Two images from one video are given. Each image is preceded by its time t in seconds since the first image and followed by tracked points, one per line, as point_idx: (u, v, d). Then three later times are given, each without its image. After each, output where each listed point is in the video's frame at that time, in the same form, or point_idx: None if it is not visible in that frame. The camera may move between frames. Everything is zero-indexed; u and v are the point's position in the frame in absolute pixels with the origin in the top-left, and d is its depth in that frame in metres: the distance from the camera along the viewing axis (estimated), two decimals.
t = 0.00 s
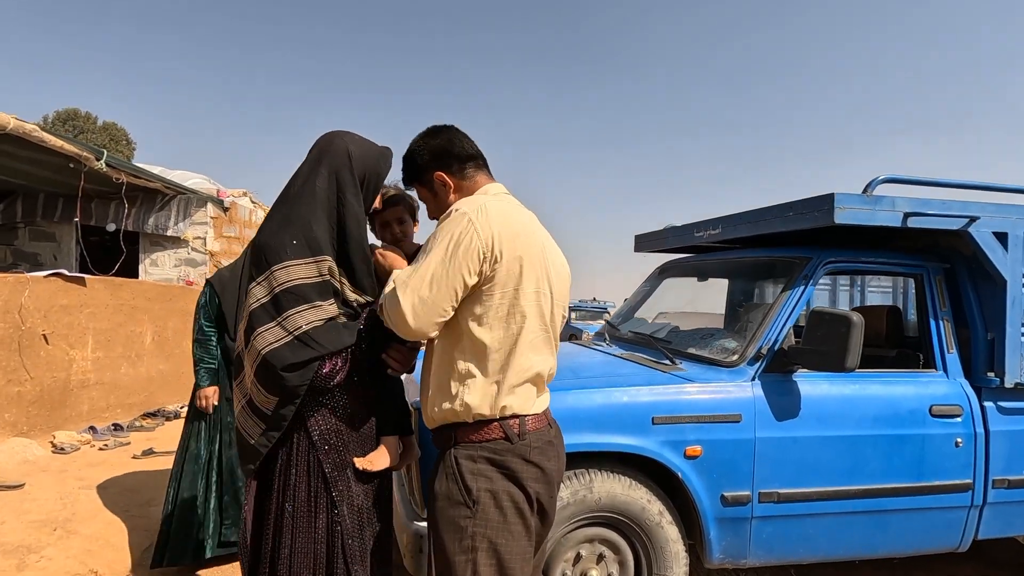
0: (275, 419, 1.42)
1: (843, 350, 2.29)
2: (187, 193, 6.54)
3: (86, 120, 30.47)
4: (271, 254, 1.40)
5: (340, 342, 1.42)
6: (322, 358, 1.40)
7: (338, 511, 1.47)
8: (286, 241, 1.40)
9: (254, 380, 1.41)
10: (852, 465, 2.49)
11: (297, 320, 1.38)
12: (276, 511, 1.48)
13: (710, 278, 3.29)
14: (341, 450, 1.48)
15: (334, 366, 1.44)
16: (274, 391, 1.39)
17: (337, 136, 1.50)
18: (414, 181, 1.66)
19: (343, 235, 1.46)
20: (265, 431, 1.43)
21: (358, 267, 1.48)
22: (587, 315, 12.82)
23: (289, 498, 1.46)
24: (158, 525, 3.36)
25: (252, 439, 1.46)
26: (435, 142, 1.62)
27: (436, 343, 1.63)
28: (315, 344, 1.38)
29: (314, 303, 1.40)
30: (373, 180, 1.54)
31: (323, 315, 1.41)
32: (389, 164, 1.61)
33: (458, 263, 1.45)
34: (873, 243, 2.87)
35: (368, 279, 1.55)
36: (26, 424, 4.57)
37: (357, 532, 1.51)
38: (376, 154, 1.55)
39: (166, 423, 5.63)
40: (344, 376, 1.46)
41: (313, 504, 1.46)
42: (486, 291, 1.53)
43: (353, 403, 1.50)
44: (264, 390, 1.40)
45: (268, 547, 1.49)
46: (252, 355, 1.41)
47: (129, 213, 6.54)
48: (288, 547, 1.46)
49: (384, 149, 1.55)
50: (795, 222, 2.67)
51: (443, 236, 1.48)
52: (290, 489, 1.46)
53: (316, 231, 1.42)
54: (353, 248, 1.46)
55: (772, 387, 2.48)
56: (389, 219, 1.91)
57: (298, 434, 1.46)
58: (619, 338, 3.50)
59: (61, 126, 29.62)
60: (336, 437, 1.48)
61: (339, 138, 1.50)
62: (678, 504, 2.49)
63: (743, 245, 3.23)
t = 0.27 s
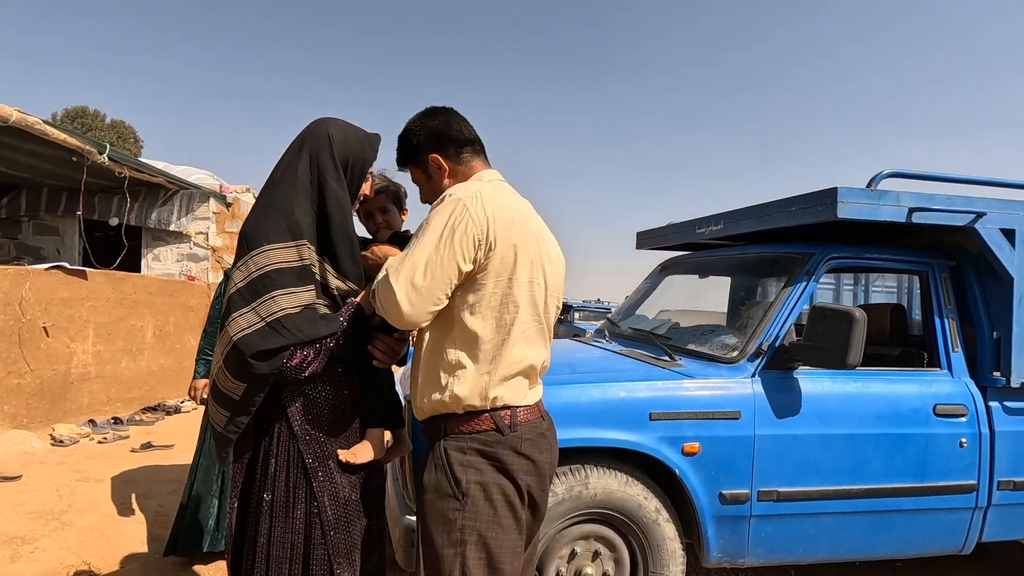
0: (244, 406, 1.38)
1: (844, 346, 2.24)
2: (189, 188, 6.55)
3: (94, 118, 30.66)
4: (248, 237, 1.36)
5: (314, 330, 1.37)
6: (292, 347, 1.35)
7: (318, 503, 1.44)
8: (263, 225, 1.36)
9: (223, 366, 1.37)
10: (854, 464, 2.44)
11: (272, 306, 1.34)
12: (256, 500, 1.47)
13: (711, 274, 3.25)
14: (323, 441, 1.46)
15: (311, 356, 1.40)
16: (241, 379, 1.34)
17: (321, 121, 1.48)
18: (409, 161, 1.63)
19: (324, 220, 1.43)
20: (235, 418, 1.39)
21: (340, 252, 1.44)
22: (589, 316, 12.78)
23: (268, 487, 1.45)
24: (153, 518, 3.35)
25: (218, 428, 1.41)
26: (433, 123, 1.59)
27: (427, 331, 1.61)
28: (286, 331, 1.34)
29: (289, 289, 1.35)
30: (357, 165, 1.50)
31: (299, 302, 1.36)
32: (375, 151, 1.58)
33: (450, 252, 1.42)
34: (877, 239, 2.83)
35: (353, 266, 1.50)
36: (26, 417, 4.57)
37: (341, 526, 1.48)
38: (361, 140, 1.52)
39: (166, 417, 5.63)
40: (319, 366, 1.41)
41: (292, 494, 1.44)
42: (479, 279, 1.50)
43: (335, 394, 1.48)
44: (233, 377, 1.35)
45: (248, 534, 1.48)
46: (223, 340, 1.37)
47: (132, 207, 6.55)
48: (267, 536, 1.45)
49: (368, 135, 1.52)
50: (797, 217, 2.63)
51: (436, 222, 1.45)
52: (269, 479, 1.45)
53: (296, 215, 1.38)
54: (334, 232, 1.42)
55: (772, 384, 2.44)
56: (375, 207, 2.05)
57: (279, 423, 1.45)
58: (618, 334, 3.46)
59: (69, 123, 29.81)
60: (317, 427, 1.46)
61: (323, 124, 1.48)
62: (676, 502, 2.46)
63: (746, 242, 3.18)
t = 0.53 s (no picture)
0: (226, 406, 1.36)
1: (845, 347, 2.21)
2: (190, 185, 6.55)
3: (100, 116, 30.78)
4: (225, 228, 1.37)
5: (296, 327, 1.34)
6: (272, 344, 1.32)
7: (305, 504, 1.42)
8: (238, 214, 1.37)
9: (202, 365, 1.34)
10: (854, 469, 2.41)
11: (252, 301, 1.32)
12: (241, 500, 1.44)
13: (711, 275, 3.21)
14: (310, 441, 1.43)
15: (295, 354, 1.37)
16: (221, 378, 1.31)
17: (297, 111, 1.48)
18: (405, 148, 1.60)
19: (302, 209, 1.42)
20: (220, 418, 1.38)
21: (316, 240, 1.41)
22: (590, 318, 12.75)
23: (254, 487, 1.43)
24: (148, 515, 3.33)
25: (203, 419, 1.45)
26: (432, 110, 1.56)
27: (416, 327, 1.58)
28: (265, 327, 1.31)
29: (268, 281, 1.33)
30: (335, 153, 1.49)
31: (281, 296, 1.34)
32: (357, 139, 1.56)
33: (439, 244, 1.39)
34: (879, 241, 2.79)
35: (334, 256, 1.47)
36: (22, 412, 4.57)
37: (330, 527, 1.46)
38: (338, 127, 1.50)
39: (164, 414, 5.62)
40: (302, 363, 1.38)
41: (278, 495, 1.42)
42: (468, 275, 1.48)
43: (323, 393, 1.45)
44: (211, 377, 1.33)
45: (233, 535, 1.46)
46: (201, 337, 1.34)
47: (134, 204, 6.56)
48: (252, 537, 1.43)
49: (345, 121, 1.50)
50: (799, 217, 2.59)
51: (426, 215, 1.42)
52: (255, 479, 1.43)
53: (271, 205, 1.38)
54: (309, 219, 1.40)
55: (772, 386, 2.40)
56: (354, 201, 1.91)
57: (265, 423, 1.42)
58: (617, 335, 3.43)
59: (74, 121, 29.91)
60: (304, 427, 1.43)
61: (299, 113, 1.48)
62: (673, 505, 2.42)
63: (746, 242, 3.15)
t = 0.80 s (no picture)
0: (202, 408, 1.35)
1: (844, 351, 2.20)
2: (191, 184, 6.55)
3: (103, 116, 30.84)
4: (202, 220, 1.34)
5: (278, 323, 1.33)
6: (251, 341, 1.31)
7: (278, 508, 1.42)
8: (216, 205, 1.34)
9: (175, 365, 1.33)
10: (853, 473, 2.39)
11: (228, 297, 1.30)
12: (208, 505, 1.42)
13: (710, 278, 3.20)
14: (287, 443, 1.44)
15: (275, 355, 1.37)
16: (197, 379, 1.30)
17: (276, 97, 1.44)
18: (400, 143, 1.59)
19: (281, 200, 1.39)
20: (193, 423, 1.36)
21: (297, 231, 1.39)
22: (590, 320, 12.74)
23: (224, 493, 1.41)
24: (143, 514, 3.32)
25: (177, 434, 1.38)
26: (430, 106, 1.54)
27: (409, 328, 1.58)
28: (244, 324, 1.29)
29: (245, 276, 1.32)
30: (317, 141, 1.46)
31: (257, 291, 1.33)
32: (338, 127, 1.53)
33: (432, 245, 1.39)
34: (879, 244, 2.78)
35: (316, 249, 1.46)
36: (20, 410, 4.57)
37: (302, 532, 1.46)
38: (319, 114, 1.48)
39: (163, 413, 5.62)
40: (281, 359, 1.37)
41: (251, 500, 1.41)
42: (462, 277, 1.47)
43: (302, 394, 1.47)
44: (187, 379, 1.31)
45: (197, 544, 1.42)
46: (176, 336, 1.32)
47: (134, 203, 6.56)
48: (219, 544, 1.40)
49: (326, 108, 1.47)
50: (799, 220, 2.58)
51: (419, 216, 1.42)
52: (225, 484, 1.41)
53: (250, 197, 1.36)
54: (290, 210, 1.37)
55: (771, 390, 2.39)
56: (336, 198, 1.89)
57: (240, 425, 1.41)
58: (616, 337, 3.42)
59: (77, 120, 29.97)
60: (282, 429, 1.43)
61: (278, 99, 1.45)
62: (670, 509, 2.41)
63: (746, 245, 3.15)
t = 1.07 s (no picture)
0: (177, 404, 1.34)
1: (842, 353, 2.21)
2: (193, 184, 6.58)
3: (104, 115, 30.87)
4: (184, 210, 1.33)
5: (260, 317, 1.33)
6: (233, 335, 1.30)
7: (257, 508, 1.43)
8: (199, 196, 1.33)
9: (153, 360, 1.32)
10: (850, 475, 2.40)
11: (207, 290, 1.29)
12: (182, 504, 1.41)
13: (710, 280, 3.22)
14: (266, 442, 1.45)
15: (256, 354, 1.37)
16: (174, 376, 1.30)
17: (266, 87, 1.44)
18: (397, 139, 1.58)
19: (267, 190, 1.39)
20: (168, 418, 1.35)
21: (280, 223, 1.38)
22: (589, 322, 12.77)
23: (202, 493, 1.41)
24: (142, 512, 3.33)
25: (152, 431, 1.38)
26: (429, 102, 1.54)
27: (411, 328, 1.59)
28: (225, 318, 1.29)
29: (224, 270, 1.30)
30: (306, 133, 1.46)
31: (238, 285, 1.32)
32: (328, 117, 1.55)
33: (439, 246, 1.40)
34: (878, 248, 2.80)
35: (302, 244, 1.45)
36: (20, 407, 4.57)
37: (279, 531, 1.48)
38: (309, 106, 1.48)
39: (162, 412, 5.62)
40: (263, 350, 1.37)
41: (229, 500, 1.42)
42: (466, 277, 1.48)
43: (283, 393, 1.48)
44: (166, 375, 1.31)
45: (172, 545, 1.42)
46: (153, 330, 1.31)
47: (136, 202, 6.58)
48: (196, 544, 1.41)
49: (316, 99, 1.48)
50: (799, 223, 2.60)
51: (426, 215, 1.42)
52: (203, 483, 1.41)
53: (235, 187, 1.36)
54: (273, 201, 1.37)
55: (770, 392, 2.40)
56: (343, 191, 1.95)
57: (219, 423, 1.42)
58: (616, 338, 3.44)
59: (78, 119, 30.00)
60: (261, 427, 1.44)
61: (268, 90, 1.45)
62: (668, 509, 2.42)
63: (745, 247, 3.16)
